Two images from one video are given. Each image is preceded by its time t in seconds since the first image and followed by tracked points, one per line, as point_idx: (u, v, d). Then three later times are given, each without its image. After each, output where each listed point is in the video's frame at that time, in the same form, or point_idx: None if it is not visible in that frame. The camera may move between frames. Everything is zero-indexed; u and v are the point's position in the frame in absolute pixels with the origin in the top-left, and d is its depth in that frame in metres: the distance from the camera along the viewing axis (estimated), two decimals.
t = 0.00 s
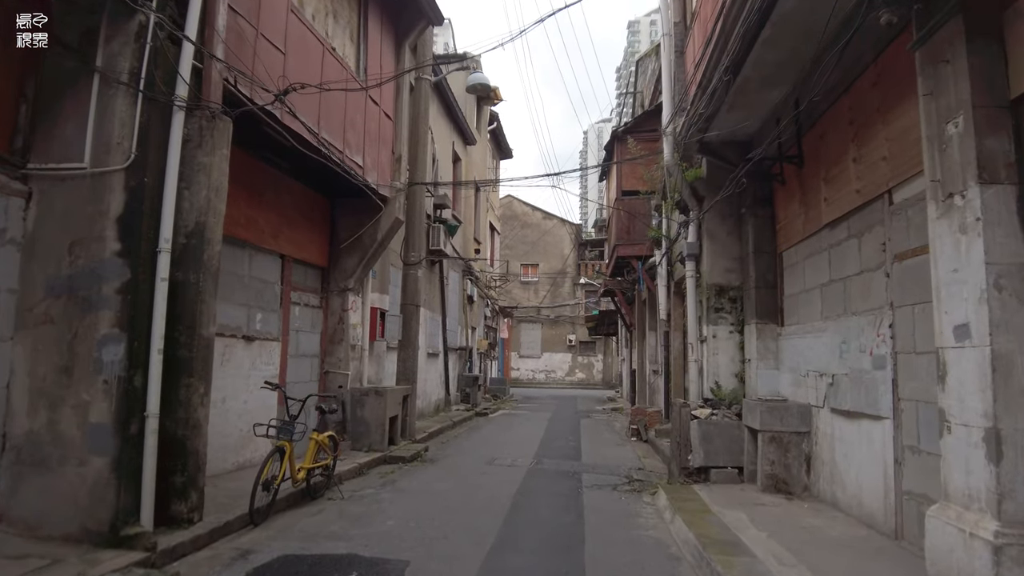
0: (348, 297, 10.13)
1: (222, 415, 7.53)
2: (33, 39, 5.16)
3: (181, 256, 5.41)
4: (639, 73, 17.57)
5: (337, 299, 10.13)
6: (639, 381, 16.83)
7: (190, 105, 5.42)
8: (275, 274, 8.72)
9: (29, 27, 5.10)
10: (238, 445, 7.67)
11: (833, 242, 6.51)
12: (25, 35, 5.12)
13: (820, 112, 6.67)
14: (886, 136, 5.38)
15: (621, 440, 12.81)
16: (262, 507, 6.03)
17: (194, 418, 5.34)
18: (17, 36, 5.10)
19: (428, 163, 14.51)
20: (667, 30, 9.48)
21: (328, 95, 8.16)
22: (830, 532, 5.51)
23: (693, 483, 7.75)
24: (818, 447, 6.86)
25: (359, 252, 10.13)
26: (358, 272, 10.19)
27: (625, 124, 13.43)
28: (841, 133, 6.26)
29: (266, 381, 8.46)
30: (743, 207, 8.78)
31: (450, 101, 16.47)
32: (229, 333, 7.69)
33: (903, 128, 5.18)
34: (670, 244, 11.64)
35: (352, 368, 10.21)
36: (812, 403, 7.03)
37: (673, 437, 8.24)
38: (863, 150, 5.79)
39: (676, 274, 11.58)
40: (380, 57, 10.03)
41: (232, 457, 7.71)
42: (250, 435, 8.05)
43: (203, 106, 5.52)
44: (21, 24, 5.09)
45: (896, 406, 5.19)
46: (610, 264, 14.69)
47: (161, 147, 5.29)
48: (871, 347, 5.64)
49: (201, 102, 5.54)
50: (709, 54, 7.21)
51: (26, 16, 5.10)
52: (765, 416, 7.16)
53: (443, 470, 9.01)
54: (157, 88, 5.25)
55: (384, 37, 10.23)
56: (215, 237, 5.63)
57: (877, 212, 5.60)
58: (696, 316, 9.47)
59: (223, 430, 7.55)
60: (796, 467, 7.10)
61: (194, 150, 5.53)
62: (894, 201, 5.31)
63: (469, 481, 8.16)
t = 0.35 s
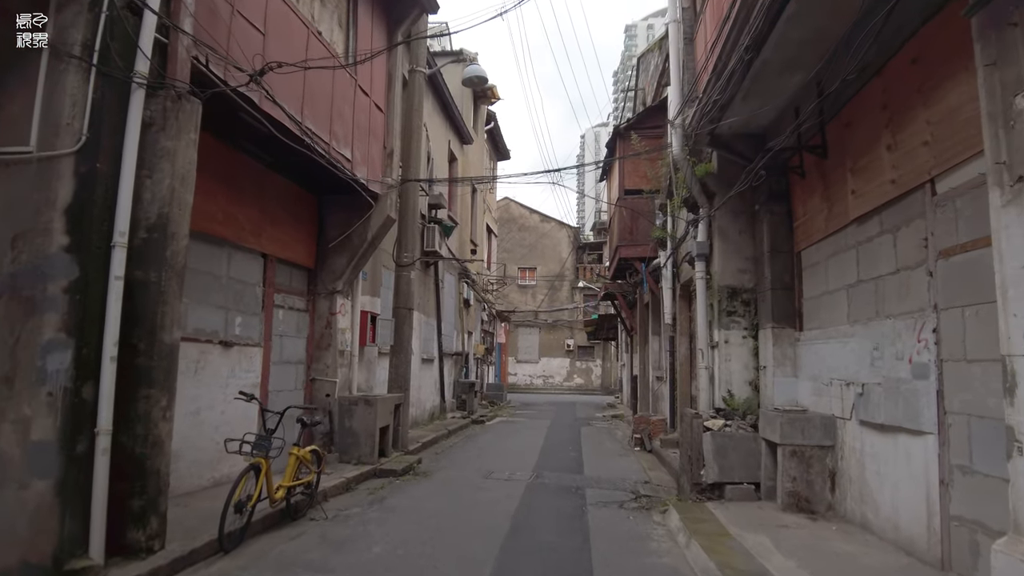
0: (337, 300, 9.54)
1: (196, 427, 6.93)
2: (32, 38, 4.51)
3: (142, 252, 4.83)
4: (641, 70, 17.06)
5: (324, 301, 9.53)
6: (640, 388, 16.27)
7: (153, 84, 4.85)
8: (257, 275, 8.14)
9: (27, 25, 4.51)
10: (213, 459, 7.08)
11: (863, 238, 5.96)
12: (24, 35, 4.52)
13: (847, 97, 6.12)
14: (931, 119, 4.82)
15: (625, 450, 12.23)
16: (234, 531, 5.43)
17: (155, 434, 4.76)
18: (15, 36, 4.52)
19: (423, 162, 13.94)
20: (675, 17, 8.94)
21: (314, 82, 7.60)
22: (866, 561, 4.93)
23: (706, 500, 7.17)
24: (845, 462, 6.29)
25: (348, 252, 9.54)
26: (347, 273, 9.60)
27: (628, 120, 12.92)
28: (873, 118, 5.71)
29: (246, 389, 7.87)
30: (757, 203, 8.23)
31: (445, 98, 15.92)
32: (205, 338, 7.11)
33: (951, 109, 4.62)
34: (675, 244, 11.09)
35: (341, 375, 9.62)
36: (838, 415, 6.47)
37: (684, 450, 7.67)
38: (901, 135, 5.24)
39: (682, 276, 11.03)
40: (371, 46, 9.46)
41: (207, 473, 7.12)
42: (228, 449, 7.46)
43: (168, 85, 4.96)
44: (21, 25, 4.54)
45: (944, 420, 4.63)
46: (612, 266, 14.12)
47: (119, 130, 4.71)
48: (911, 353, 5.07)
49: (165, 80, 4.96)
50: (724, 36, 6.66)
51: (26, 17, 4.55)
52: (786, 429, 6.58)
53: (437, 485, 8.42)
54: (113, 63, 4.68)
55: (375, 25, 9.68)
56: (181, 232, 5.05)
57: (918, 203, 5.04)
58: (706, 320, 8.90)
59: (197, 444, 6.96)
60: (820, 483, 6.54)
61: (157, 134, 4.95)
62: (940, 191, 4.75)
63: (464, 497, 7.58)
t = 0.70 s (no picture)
0: (324, 299, 8.99)
1: (166, 434, 6.37)
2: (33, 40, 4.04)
3: (92, 236, 4.28)
4: (641, 64, 16.57)
5: (310, 300, 8.97)
6: (642, 392, 15.74)
7: (107, 49, 4.31)
8: (236, 271, 7.59)
9: (27, 26, 4.01)
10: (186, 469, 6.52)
11: (896, 227, 5.43)
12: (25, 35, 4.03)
13: (876, 74, 5.61)
14: (983, 89, 4.31)
15: (627, 457, 11.68)
16: (201, 552, 4.87)
17: (108, 443, 4.20)
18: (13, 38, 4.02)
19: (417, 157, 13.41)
20: None
21: (297, 62, 7.06)
22: None
23: (721, 513, 6.63)
24: (875, 473, 5.76)
25: (336, 248, 8.98)
26: (335, 270, 9.05)
27: (630, 112, 12.43)
28: (909, 94, 5.19)
29: (224, 393, 7.31)
30: (772, 195, 7.72)
31: (440, 93, 15.42)
32: (177, 337, 6.56)
33: (1003, 76, 4.12)
34: (681, 241, 10.56)
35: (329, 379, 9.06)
36: (865, 420, 5.94)
37: (695, 458, 7.12)
38: (945, 110, 4.72)
39: (688, 275, 10.51)
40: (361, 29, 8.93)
41: (179, 484, 6.56)
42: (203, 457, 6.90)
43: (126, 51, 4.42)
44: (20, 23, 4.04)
45: (1000, 427, 4.10)
46: (613, 266, 13.59)
47: (67, 98, 4.16)
48: (957, 352, 4.55)
49: (122, 44, 4.42)
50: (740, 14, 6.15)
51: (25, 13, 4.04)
52: (809, 436, 6.05)
53: (430, 496, 7.86)
54: (61, 22, 4.13)
55: (367, 8, 9.15)
56: (139, 214, 4.50)
57: (966, 184, 4.52)
58: (716, 320, 8.37)
59: (168, 453, 6.40)
60: (846, 496, 6.00)
61: (113, 105, 4.42)
62: (994, 168, 4.22)
63: (459, 510, 7.03)
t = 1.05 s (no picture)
0: (312, 301, 8.45)
1: (136, 448, 5.83)
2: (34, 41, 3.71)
3: (36, 226, 3.76)
4: (644, 61, 16.09)
5: (297, 302, 8.43)
6: (645, 399, 15.21)
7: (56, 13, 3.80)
8: (216, 270, 7.06)
9: (28, 26, 3.66)
10: (158, 486, 5.97)
11: (938, 220, 4.93)
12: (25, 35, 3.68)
13: (913, 52, 5.11)
14: None
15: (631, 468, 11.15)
16: None
17: (53, 463, 3.67)
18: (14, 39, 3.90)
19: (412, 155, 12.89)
20: None
21: (280, 44, 6.54)
22: None
23: (740, 533, 6.10)
24: (912, 491, 5.25)
25: (325, 248, 8.45)
26: (325, 271, 8.51)
27: (635, 108, 11.94)
28: (953, 72, 4.69)
29: (202, 402, 6.77)
30: (791, 190, 7.21)
31: (436, 89, 14.92)
32: (149, 342, 6.02)
33: None
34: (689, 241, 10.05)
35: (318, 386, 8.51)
36: (900, 433, 5.43)
37: (711, 472, 6.60)
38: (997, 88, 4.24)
39: (697, 276, 10.00)
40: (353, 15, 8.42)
41: (149, 502, 6.02)
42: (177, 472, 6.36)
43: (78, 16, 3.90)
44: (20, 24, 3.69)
45: None
46: (616, 268, 13.07)
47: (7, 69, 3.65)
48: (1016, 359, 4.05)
49: (74, 9, 3.90)
50: None
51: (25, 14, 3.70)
52: (839, 450, 5.54)
53: (424, 512, 7.32)
54: None
55: None
56: (92, 202, 3.98)
57: None
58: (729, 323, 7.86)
59: (138, 468, 5.86)
60: (879, 515, 5.49)
61: (64, 79, 3.89)
62: None
63: (456, 529, 6.49)
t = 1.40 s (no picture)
0: (297, 302, 7.87)
1: (95, 463, 5.26)
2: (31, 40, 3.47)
3: None
4: (647, 55, 15.56)
5: (281, 303, 7.85)
6: (648, 406, 14.63)
7: None
8: (190, 267, 6.48)
9: (27, 25, 3.43)
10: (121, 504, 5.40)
11: (991, 208, 4.39)
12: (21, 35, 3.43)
13: (959, 22, 4.59)
14: None
15: (637, 478, 10.58)
16: None
17: None
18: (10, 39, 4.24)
19: (406, 150, 12.34)
20: None
21: (260, 20, 6.01)
22: None
23: (764, 556, 5.55)
24: (961, 512, 4.70)
25: (311, 244, 7.88)
26: (310, 269, 7.93)
27: (639, 100, 11.42)
28: (1009, 40, 4.17)
29: (174, 411, 6.19)
30: (814, 181, 6.67)
31: (432, 84, 14.39)
32: (112, 345, 5.45)
33: None
34: (699, 239, 9.50)
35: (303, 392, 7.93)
36: (946, 447, 4.88)
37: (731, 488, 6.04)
38: None
39: (707, 276, 9.45)
40: None
41: (111, 522, 5.44)
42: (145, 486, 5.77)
43: None
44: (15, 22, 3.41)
45: None
46: (619, 268, 12.50)
47: None
48: None
49: None
50: None
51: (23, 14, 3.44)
52: (876, 465, 4.99)
53: (416, 531, 6.74)
54: None
55: None
56: (30, 183, 3.42)
57: None
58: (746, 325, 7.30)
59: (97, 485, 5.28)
60: (921, 538, 4.94)
61: None
62: None
63: (450, 551, 5.92)
